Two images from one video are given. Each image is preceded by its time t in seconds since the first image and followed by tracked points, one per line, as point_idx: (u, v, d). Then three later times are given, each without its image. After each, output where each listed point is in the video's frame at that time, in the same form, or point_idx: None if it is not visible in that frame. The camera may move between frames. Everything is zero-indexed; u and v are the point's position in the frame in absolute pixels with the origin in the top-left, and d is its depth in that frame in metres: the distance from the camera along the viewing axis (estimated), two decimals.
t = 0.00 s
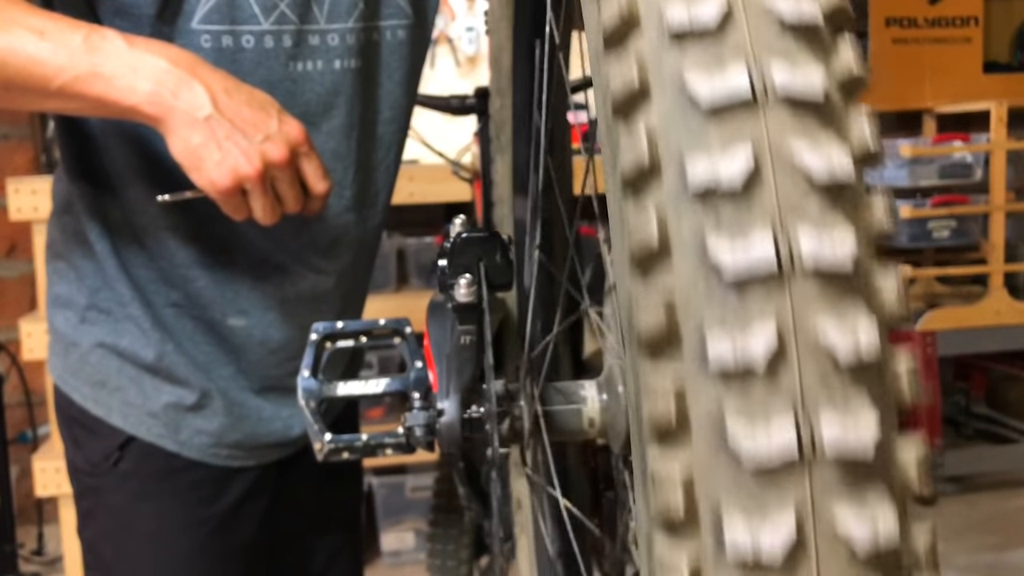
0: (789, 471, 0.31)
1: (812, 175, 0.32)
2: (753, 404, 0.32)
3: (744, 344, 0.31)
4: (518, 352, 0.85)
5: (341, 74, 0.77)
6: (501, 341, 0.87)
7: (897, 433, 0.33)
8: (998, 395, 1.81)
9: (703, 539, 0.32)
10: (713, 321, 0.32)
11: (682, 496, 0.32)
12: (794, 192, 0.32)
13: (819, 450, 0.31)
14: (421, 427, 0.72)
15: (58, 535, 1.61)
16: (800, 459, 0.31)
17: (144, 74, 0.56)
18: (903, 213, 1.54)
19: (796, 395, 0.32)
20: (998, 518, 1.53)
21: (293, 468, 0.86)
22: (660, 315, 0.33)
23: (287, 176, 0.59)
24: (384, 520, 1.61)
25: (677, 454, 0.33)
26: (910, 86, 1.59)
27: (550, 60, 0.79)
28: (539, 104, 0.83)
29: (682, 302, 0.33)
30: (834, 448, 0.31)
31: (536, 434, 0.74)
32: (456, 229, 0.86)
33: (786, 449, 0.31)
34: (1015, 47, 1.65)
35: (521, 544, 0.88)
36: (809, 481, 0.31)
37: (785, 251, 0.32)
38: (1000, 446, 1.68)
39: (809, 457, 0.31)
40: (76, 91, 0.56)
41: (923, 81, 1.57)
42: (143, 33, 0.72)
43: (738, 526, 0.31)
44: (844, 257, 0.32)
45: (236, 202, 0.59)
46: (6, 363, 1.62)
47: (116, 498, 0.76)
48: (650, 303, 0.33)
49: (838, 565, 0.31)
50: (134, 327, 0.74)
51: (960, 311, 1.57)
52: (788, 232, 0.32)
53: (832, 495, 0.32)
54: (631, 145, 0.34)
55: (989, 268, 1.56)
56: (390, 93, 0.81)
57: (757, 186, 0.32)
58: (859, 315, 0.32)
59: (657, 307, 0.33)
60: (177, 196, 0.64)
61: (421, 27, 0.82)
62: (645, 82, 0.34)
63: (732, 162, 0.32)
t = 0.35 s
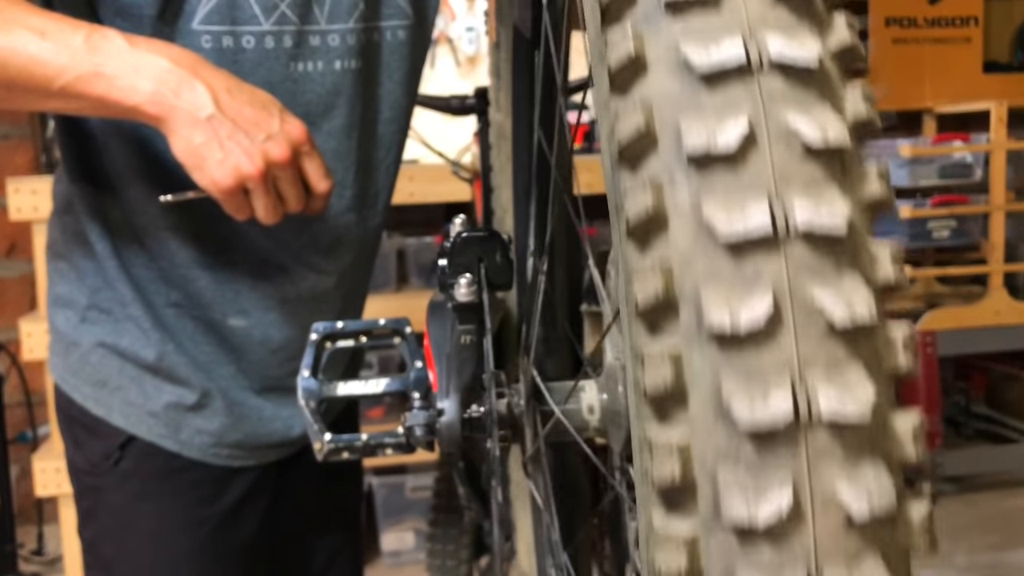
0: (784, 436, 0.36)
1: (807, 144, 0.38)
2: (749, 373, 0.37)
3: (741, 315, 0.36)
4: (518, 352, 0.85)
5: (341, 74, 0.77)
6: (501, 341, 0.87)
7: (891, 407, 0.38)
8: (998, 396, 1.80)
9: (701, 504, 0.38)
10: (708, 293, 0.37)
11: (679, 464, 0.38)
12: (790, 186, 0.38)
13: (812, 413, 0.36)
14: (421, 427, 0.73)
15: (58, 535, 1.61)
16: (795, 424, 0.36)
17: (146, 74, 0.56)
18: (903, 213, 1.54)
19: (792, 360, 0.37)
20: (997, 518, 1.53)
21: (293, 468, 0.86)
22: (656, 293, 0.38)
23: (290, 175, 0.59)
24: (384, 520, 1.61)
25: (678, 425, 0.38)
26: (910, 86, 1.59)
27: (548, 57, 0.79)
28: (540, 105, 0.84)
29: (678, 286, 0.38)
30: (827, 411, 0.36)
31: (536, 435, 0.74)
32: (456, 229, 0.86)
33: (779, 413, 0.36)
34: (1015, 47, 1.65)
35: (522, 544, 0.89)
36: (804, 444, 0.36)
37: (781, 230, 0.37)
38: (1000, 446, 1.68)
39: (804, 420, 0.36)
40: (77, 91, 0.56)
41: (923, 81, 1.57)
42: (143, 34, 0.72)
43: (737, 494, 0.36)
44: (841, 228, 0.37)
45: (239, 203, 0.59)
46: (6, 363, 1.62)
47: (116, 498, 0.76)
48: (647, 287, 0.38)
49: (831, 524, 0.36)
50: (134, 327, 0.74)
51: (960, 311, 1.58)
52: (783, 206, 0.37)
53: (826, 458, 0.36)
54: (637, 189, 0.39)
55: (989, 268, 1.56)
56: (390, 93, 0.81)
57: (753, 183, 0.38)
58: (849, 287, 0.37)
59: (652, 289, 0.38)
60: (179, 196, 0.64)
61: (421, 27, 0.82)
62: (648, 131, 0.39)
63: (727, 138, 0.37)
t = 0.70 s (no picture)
0: (775, 443, 0.40)
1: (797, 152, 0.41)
2: (741, 383, 0.41)
3: (738, 319, 0.40)
4: (517, 352, 0.85)
5: (341, 74, 0.77)
6: (500, 339, 0.86)
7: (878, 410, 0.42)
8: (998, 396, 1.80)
9: (697, 515, 0.41)
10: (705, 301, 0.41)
11: (674, 479, 0.41)
12: (781, 199, 0.42)
13: (803, 420, 0.40)
14: (421, 427, 0.72)
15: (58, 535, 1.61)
16: (784, 429, 0.40)
17: (148, 74, 0.56)
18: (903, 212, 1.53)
19: (783, 368, 0.41)
20: (998, 518, 1.53)
21: (293, 468, 0.86)
22: (654, 302, 0.42)
23: (292, 174, 0.59)
24: (384, 520, 1.61)
25: (676, 438, 0.42)
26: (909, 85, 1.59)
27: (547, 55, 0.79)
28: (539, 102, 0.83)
29: (673, 295, 0.42)
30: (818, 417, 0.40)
31: (535, 434, 0.75)
32: (455, 229, 0.85)
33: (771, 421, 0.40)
34: (1015, 47, 1.64)
35: (522, 548, 0.88)
36: (794, 448, 0.40)
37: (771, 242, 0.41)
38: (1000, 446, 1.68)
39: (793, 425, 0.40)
40: (78, 91, 0.56)
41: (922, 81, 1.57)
42: (144, 33, 0.72)
43: (728, 504, 0.40)
44: (830, 236, 0.41)
45: (241, 203, 0.58)
46: (6, 363, 1.62)
47: (116, 497, 0.76)
48: (643, 294, 0.42)
49: (817, 531, 0.40)
50: (135, 327, 0.74)
51: (960, 311, 1.57)
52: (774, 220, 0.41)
53: (818, 466, 0.40)
54: (630, 194, 0.43)
55: (989, 268, 1.55)
56: (389, 92, 0.81)
57: (745, 197, 0.42)
58: (840, 295, 0.41)
59: (649, 298, 0.42)
60: (181, 196, 0.64)
61: (420, 27, 0.82)
62: (644, 135, 0.43)
63: (721, 149, 0.41)
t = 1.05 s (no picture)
0: (780, 421, 0.37)
1: (801, 123, 0.39)
2: (745, 356, 0.38)
3: (737, 291, 0.37)
4: (517, 353, 0.85)
5: (341, 73, 0.76)
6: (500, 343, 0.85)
7: (884, 394, 0.39)
8: (998, 395, 1.79)
9: (697, 498, 0.38)
10: (700, 273, 0.39)
11: (675, 453, 0.38)
12: (783, 168, 0.39)
13: (809, 400, 0.37)
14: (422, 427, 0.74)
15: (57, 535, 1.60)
16: (791, 408, 0.37)
17: (149, 72, 0.56)
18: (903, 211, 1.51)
19: (787, 343, 0.37)
20: (998, 518, 1.52)
21: (293, 468, 0.86)
22: (653, 275, 0.39)
23: (294, 171, 0.59)
24: (384, 520, 1.61)
25: (675, 415, 0.39)
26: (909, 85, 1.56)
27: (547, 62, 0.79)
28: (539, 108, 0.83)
29: (672, 268, 0.40)
30: (823, 398, 0.37)
31: (536, 426, 0.75)
32: (455, 229, 0.85)
33: (776, 398, 0.36)
34: (1016, 47, 1.62)
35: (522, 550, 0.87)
36: (800, 430, 0.37)
37: (774, 210, 0.38)
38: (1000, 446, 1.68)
39: (799, 405, 0.37)
40: (80, 90, 0.55)
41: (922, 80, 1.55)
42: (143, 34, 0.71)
43: (730, 488, 0.37)
44: (835, 207, 0.39)
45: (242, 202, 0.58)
46: (6, 363, 1.62)
47: (116, 497, 0.75)
48: (641, 266, 0.40)
49: (828, 513, 0.37)
50: (135, 327, 0.73)
51: (960, 311, 1.56)
52: (775, 187, 0.39)
53: (824, 446, 0.37)
54: (630, 168, 0.41)
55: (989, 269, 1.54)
56: (389, 92, 0.81)
57: (745, 165, 0.39)
58: (847, 267, 0.38)
59: (648, 271, 0.39)
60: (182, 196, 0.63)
61: (419, 26, 0.82)
62: (642, 108, 0.41)
63: (719, 115, 0.39)
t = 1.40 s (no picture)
0: (781, 420, 0.37)
1: (802, 122, 0.39)
2: (746, 356, 0.38)
3: (737, 289, 0.37)
4: (517, 354, 0.85)
5: (335, 68, 0.77)
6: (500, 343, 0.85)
7: (885, 393, 0.39)
8: (998, 395, 1.79)
9: (698, 497, 0.38)
10: (702, 272, 0.39)
11: (675, 452, 0.38)
12: (784, 167, 0.39)
13: (810, 399, 0.37)
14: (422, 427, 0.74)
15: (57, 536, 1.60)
16: (791, 407, 0.37)
17: (144, 65, 0.56)
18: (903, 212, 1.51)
19: (787, 343, 0.37)
20: (998, 517, 1.52)
21: (290, 467, 0.86)
22: (654, 274, 0.39)
23: (287, 165, 0.59)
24: (384, 520, 1.61)
25: (676, 414, 0.39)
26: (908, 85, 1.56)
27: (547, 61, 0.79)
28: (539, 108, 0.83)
29: (673, 268, 0.40)
30: (824, 397, 0.37)
31: (536, 427, 0.75)
32: (455, 229, 0.85)
33: (777, 398, 0.36)
34: (1016, 46, 1.62)
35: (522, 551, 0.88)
36: (800, 429, 0.37)
37: (775, 210, 0.38)
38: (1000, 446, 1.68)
39: (800, 404, 0.37)
40: (74, 81, 0.55)
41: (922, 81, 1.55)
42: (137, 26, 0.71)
43: (731, 488, 0.37)
44: (836, 207, 0.39)
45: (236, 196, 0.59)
46: (6, 363, 1.62)
47: (114, 500, 0.75)
48: (642, 266, 0.40)
49: (829, 513, 0.37)
50: (129, 324, 0.73)
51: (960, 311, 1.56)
52: (776, 186, 0.39)
53: (825, 447, 0.37)
54: (630, 168, 0.41)
55: (989, 268, 1.54)
56: (384, 88, 0.81)
57: (746, 164, 0.39)
58: (848, 267, 0.39)
59: (649, 271, 0.39)
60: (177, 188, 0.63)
61: (414, 23, 0.82)
62: (643, 108, 0.41)
63: (720, 114, 0.39)
